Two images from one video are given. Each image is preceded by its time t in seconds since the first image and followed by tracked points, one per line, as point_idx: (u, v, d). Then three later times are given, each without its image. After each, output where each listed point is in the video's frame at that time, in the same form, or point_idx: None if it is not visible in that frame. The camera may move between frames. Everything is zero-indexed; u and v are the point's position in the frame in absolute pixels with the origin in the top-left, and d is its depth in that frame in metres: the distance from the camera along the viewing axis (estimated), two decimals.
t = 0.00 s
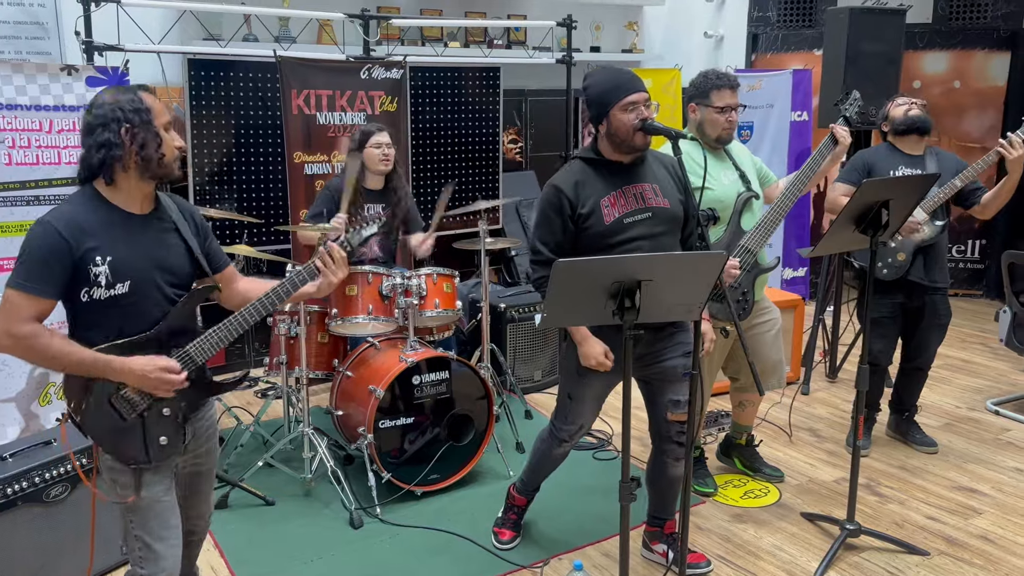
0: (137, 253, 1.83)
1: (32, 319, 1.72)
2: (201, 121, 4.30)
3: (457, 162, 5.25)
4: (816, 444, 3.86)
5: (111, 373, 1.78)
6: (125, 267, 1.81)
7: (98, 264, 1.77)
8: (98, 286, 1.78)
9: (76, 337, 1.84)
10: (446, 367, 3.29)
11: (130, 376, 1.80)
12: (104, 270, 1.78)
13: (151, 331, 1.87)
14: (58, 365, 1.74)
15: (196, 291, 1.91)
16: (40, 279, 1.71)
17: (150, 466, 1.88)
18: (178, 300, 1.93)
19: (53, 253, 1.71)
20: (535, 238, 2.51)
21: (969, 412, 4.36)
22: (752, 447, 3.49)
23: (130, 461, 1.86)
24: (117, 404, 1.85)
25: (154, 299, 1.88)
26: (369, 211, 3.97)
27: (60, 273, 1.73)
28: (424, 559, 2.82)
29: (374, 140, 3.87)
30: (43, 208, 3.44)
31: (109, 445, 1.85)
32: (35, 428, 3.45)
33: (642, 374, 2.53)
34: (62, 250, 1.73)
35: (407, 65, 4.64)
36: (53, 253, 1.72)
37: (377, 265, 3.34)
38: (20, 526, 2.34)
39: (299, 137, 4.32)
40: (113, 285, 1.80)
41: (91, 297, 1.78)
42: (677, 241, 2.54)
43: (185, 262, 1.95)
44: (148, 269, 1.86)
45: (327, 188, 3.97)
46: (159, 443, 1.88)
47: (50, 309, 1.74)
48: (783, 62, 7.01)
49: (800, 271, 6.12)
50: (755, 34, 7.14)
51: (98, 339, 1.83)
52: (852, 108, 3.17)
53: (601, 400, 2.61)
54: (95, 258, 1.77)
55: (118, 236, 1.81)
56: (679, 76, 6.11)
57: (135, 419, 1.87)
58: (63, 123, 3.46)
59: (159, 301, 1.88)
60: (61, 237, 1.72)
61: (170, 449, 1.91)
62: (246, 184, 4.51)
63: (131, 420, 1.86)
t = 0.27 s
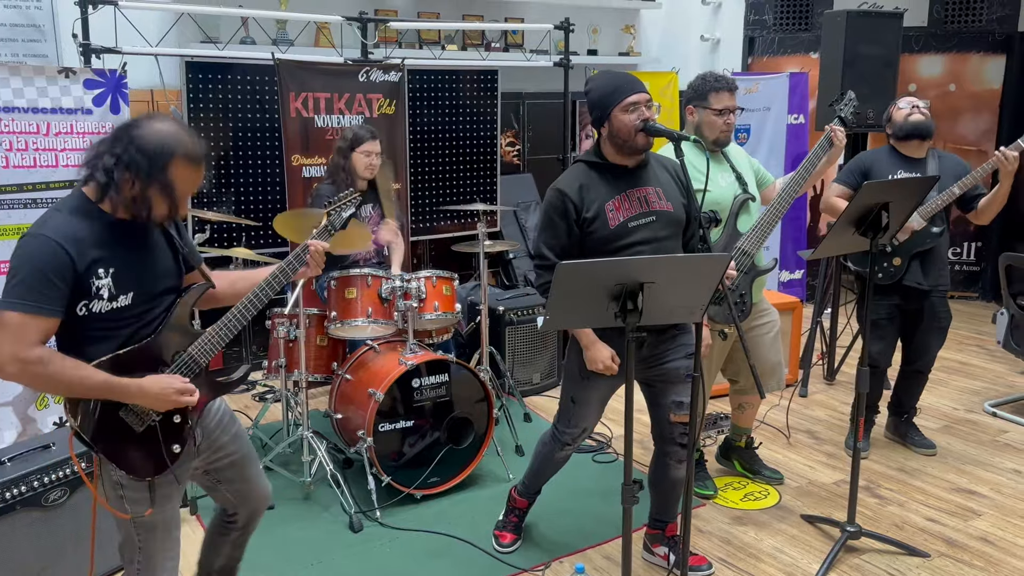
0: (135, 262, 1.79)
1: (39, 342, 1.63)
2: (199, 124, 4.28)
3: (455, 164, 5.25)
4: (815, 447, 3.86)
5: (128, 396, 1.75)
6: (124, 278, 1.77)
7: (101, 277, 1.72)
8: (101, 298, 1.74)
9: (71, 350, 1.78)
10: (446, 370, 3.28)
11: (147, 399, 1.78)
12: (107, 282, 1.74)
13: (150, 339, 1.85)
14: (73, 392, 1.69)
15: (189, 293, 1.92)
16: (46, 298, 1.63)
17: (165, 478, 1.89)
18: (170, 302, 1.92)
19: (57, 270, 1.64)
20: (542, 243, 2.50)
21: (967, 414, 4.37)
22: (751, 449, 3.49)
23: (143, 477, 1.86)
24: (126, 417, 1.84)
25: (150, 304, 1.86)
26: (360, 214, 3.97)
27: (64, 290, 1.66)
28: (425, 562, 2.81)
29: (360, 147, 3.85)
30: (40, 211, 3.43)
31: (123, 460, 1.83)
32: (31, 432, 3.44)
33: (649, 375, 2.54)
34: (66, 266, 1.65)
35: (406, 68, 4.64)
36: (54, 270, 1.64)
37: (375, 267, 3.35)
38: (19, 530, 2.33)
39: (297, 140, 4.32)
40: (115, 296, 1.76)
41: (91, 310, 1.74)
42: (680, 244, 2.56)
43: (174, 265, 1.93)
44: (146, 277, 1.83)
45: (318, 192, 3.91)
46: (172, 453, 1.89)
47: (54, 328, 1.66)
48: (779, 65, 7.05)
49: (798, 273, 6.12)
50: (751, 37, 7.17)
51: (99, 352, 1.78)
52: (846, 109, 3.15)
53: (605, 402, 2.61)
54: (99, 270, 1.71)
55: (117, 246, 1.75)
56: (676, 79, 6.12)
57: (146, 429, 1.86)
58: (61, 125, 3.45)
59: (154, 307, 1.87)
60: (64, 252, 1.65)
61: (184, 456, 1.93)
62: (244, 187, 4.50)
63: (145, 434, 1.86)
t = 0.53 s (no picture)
0: (169, 265, 1.81)
1: (85, 349, 1.68)
2: (195, 128, 4.27)
3: (453, 168, 5.25)
4: (813, 449, 3.87)
5: (172, 397, 1.79)
6: (158, 281, 1.80)
7: (133, 282, 1.76)
8: (132, 303, 1.77)
9: (113, 355, 1.82)
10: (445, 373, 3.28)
11: (191, 398, 1.82)
12: (138, 287, 1.77)
13: (190, 342, 1.87)
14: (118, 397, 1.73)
15: (230, 294, 1.91)
16: (85, 305, 1.67)
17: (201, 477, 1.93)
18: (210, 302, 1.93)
19: (91, 277, 1.68)
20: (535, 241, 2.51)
21: (964, 417, 4.39)
22: (750, 452, 3.50)
23: (183, 477, 1.89)
24: (169, 421, 1.86)
25: (190, 306, 1.88)
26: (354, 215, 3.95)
27: (101, 296, 1.70)
28: (425, 566, 2.80)
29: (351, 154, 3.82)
30: (37, 215, 3.42)
31: (161, 462, 1.86)
32: (28, 437, 3.48)
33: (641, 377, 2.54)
34: (97, 271, 1.69)
35: (403, 72, 4.64)
36: (86, 275, 1.68)
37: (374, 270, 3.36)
38: (17, 536, 2.31)
39: (294, 143, 4.32)
40: (147, 302, 1.79)
41: (122, 314, 1.77)
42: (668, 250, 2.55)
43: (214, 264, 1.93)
44: (182, 279, 1.84)
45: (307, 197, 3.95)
46: (211, 453, 1.92)
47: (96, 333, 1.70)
48: (775, 69, 7.31)
49: (793, 276, 6.14)
50: (746, 41, 7.46)
51: (138, 355, 1.82)
52: (843, 111, 3.13)
53: (596, 402, 2.62)
54: (130, 276, 1.75)
55: (148, 250, 1.78)
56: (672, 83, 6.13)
57: (187, 432, 1.88)
58: (58, 129, 3.44)
59: (193, 309, 1.88)
60: (93, 258, 1.69)
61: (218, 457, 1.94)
62: (240, 191, 4.49)
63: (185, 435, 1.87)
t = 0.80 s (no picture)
0: (234, 281, 1.78)
1: (134, 350, 1.66)
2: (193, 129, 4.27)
3: (450, 170, 5.25)
4: (811, 450, 3.89)
5: (212, 408, 1.76)
6: (220, 296, 1.76)
7: (197, 294, 1.73)
8: (192, 313, 1.74)
9: (166, 359, 1.80)
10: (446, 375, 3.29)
11: (232, 412, 1.79)
12: (201, 299, 1.74)
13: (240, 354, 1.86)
14: (161, 400, 1.71)
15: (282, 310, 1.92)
16: (144, 310, 1.65)
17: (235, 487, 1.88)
18: (266, 321, 1.91)
19: (157, 284, 1.66)
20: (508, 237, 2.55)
21: (959, 417, 4.41)
22: (748, 453, 3.51)
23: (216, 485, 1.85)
24: (206, 429, 1.82)
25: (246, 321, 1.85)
26: (352, 216, 3.93)
27: (162, 303, 1.68)
28: (426, 567, 2.80)
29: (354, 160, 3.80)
30: (35, 217, 3.42)
31: (200, 470, 1.83)
32: (26, 440, 3.48)
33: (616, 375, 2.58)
34: (165, 278, 1.67)
35: (400, 74, 4.65)
36: (154, 282, 1.66)
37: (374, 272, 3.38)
38: (19, 538, 2.30)
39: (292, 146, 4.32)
40: (206, 314, 1.76)
41: (182, 321, 1.74)
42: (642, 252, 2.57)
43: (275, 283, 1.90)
44: (243, 296, 1.81)
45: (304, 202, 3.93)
46: (246, 464, 1.87)
47: (151, 338, 1.68)
48: (769, 73, 7.25)
49: (788, 278, 6.16)
50: (741, 45, 7.37)
51: (192, 363, 1.80)
52: (841, 113, 3.10)
53: (575, 403, 2.66)
54: (196, 287, 1.72)
55: (218, 264, 1.75)
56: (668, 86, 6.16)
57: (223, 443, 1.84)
58: (56, 131, 3.44)
59: (249, 324, 1.86)
60: (166, 267, 1.67)
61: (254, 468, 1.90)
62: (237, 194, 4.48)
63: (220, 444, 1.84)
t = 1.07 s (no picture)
0: (293, 274, 1.85)
1: (205, 334, 1.71)
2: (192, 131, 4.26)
3: (448, 172, 5.27)
4: (808, 449, 3.91)
5: (272, 394, 1.82)
6: (279, 288, 1.82)
7: (260, 282, 1.78)
8: (252, 302, 1.80)
9: (229, 348, 1.84)
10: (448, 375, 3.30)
11: (290, 399, 1.85)
12: (263, 289, 1.79)
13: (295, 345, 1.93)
14: (226, 383, 1.76)
15: (329, 312, 1.95)
16: (214, 295, 1.70)
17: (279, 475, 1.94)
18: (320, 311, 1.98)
19: (230, 269, 1.72)
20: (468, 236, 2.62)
21: (956, 417, 4.44)
22: (747, 452, 3.52)
23: (262, 472, 1.91)
24: (264, 417, 1.89)
25: (299, 313, 1.91)
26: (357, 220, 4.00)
27: (230, 290, 1.73)
28: (428, 567, 2.80)
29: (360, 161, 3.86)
30: (35, 219, 3.42)
31: (254, 457, 1.88)
32: (25, 442, 3.48)
33: (581, 369, 2.66)
34: (238, 265, 1.74)
35: (399, 76, 4.66)
36: (227, 268, 1.72)
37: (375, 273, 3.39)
38: (22, 539, 2.30)
39: (291, 148, 4.33)
40: (265, 304, 1.82)
41: (242, 309, 1.79)
42: (600, 251, 2.65)
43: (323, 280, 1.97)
44: (299, 290, 1.88)
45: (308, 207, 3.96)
46: (293, 453, 1.94)
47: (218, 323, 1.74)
48: (765, 75, 7.32)
49: (783, 280, 6.20)
50: (736, 48, 7.47)
51: (255, 352, 1.87)
52: (840, 115, 3.16)
53: (549, 398, 2.74)
54: (260, 276, 1.78)
55: (280, 255, 1.82)
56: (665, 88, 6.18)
57: (275, 432, 1.91)
58: (56, 132, 3.44)
59: (302, 315, 1.92)
60: (239, 254, 1.73)
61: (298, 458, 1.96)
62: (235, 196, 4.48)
63: (272, 434, 1.90)
